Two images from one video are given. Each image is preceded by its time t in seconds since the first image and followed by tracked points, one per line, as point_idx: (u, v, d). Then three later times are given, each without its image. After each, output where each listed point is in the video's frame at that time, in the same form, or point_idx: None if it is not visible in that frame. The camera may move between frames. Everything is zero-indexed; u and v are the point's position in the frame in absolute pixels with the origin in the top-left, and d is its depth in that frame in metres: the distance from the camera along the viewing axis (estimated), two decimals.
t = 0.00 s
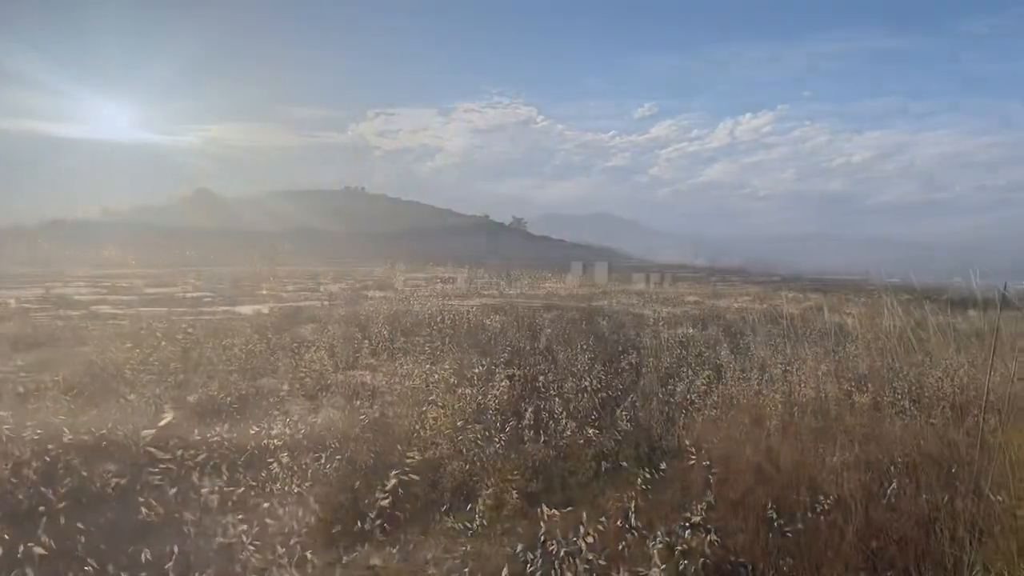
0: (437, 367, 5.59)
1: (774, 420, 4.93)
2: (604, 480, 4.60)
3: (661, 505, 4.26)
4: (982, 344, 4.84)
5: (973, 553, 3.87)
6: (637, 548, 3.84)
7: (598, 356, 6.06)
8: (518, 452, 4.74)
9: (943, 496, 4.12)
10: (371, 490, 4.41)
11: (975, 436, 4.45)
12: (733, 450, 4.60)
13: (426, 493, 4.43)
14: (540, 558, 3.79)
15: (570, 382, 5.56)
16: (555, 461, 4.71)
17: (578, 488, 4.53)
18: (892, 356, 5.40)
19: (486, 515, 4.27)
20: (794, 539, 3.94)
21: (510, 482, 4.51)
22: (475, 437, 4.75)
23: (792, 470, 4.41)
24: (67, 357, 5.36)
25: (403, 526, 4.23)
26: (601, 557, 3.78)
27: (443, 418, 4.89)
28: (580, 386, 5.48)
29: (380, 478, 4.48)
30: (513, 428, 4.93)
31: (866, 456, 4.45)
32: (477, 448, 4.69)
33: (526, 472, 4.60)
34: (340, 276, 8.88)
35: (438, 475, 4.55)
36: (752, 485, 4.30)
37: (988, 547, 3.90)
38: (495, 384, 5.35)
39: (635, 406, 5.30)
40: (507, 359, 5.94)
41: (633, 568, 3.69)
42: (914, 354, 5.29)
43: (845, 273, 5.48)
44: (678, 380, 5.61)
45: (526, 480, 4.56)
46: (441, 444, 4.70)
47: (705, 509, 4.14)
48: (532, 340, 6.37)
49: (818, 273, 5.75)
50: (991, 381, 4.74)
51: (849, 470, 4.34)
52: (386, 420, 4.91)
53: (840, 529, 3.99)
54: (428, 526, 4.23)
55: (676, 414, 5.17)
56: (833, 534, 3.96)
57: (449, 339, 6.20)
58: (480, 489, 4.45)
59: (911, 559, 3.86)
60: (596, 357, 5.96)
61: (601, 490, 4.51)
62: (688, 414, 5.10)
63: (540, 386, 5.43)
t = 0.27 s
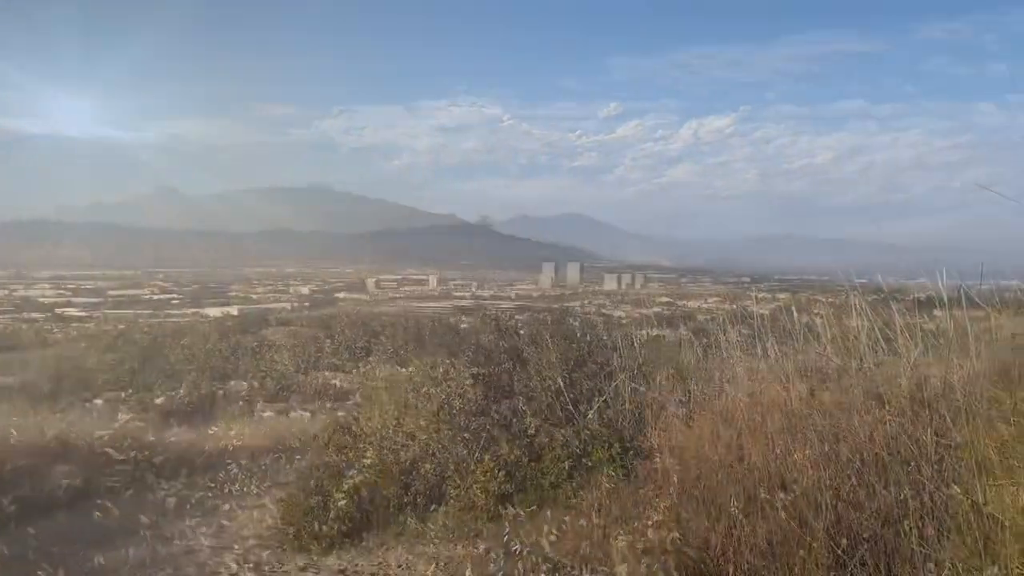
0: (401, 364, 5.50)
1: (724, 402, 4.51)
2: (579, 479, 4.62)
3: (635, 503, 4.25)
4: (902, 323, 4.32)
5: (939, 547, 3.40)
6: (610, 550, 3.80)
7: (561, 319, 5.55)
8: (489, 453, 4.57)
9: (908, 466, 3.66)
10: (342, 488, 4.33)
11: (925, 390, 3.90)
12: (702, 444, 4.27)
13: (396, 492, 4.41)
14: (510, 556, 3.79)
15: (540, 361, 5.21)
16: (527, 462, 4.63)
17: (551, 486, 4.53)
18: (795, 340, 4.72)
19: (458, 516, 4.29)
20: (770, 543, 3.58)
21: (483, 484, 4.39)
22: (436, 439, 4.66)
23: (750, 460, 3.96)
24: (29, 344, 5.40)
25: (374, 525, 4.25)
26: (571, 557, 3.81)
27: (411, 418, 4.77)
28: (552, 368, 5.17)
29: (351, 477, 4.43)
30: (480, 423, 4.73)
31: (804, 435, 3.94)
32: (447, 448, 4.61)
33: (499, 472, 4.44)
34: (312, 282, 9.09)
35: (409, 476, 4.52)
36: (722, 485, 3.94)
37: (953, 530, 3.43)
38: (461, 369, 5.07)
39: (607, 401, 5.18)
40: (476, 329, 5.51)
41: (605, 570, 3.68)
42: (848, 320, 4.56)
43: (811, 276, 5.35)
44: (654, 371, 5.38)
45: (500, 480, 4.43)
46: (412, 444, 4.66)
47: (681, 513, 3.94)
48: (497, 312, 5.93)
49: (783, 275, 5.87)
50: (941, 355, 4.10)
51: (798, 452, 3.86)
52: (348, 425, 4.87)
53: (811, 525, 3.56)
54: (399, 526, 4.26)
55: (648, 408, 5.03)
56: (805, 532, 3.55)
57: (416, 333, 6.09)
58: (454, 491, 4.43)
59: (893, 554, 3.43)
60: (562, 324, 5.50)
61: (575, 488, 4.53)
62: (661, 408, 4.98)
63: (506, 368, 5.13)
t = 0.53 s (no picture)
0: (368, 367, 5.38)
1: (695, 406, 4.62)
2: (551, 482, 4.63)
3: (606, 506, 4.27)
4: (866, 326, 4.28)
5: (905, 546, 3.38)
6: (579, 553, 3.84)
7: (532, 322, 5.48)
8: (461, 458, 4.61)
9: (875, 467, 3.68)
10: (312, 492, 4.60)
11: (889, 391, 3.91)
12: (673, 448, 4.40)
13: (368, 496, 4.60)
14: (471, 556, 4.02)
15: (512, 363, 5.18)
16: (499, 467, 4.71)
17: (523, 490, 4.63)
18: (763, 345, 4.76)
19: (429, 520, 4.49)
20: (739, 543, 3.62)
21: (455, 490, 4.45)
22: (407, 446, 4.64)
23: (720, 463, 4.01)
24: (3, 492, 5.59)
25: (345, 527, 4.59)
26: (543, 560, 3.90)
27: (381, 423, 4.75)
28: (524, 371, 5.10)
29: (319, 481, 4.68)
30: (451, 426, 4.76)
31: (773, 437, 3.93)
32: (420, 453, 4.65)
33: (470, 478, 4.50)
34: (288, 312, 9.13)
35: (382, 481, 4.67)
36: (693, 487, 4.01)
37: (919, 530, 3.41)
38: (425, 367, 4.92)
39: (578, 404, 5.10)
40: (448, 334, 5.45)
41: (575, 569, 3.78)
42: (816, 324, 4.55)
43: (780, 277, 5.24)
44: (625, 376, 5.36)
45: (472, 485, 4.51)
46: (383, 450, 4.67)
47: (652, 516, 4.01)
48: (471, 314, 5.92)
49: (754, 279, 5.83)
50: (906, 357, 4.08)
51: (767, 454, 3.87)
52: (318, 431, 5.01)
53: (780, 527, 3.59)
54: (370, 529, 4.55)
55: (627, 413, 5.06)
56: (773, 533, 3.58)
57: (386, 337, 5.98)
58: (425, 495, 4.60)
59: (860, 554, 3.43)
60: (534, 327, 5.44)
61: (547, 491, 4.59)
62: (634, 414, 5.02)
63: (479, 372, 5.22)
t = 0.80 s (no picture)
0: (341, 374, 5.36)
1: (667, 410, 4.69)
2: (524, 488, 4.63)
3: (579, 511, 4.29)
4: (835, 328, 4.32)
5: (872, 547, 3.36)
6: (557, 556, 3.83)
7: (504, 327, 5.46)
8: (434, 465, 4.62)
9: (842, 470, 3.62)
10: (282, 503, 4.67)
11: (857, 395, 3.96)
12: (645, 453, 4.47)
13: (340, 504, 4.65)
14: (444, 565, 4.09)
15: (484, 369, 5.16)
16: (472, 473, 4.71)
17: (495, 496, 4.63)
18: (736, 351, 4.77)
19: (402, 528, 4.56)
20: (709, 546, 3.67)
21: (428, 496, 4.46)
22: (383, 451, 4.65)
23: (692, 467, 4.08)
24: None
25: (316, 535, 4.68)
26: (516, 566, 3.93)
27: (353, 430, 4.76)
28: (497, 377, 5.10)
29: (289, 490, 4.75)
30: (424, 433, 4.74)
31: (744, 441, 3.96)
32: (392, 461, 4.64)
33: (443, 485, 4.50)
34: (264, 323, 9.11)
35: (354, 488, 4.72)
36: (664, 491, 4.07)
37: (887, 532, 3.39)
38: (398, 373, 4.90)
39: (551, 409, 5.09)
40: (420, 340, 5.41)
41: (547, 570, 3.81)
42: (787, 329, 4.60)
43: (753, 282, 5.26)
44: (598, 380, 5.35)
45: (446, 492, 4.52)
46: (356, 456, 4.69)
47: (625, 521, 4.05)
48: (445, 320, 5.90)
49: (729, 283, 5.85)
50: (874, 361, 4.12)
51: (738, 458, 3.92)
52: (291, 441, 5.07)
53: (749, 529, 3.62)
54: (341, 537, 4.64)
55: (599, 417, 5.06)
56: (743, 536, 3.62)
57: (359, 344, 5.94)
58: (398, 503, 4.64)
59: (828, 556, 3.42)
60: (507, 332, 5.41)
61: (518, 499, 4.56)
62: (606, 417, 5.05)
63: (453, 378, 5.19)
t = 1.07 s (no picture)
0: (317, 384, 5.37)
1: (642, 417, 4.73)
2: (499, 496, 4.61)
3: (554, 519, 4.28)
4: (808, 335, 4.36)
5: (845, 552, 3.39)
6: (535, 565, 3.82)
7: (480, 334, 5.44)
8: (409, 474, 4.59)
9: (814, 475, 3.65)
10: (255, 512, 4.72)
11: (829, 400, 3.94)
12: (621, 459, 4.52)
13: (314, 514, 4.64)
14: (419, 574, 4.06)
15: (460, 377, 5.15)
16: (447, 481, 4.72)
17: (471, 505, 4.60)
18: (710, 356, 4.85)
19: (377, 537, 4.54)
20: (684, 553, 3.70)
21: (402, 506, 4.42)
22: (357, 460, 4.61)
23: (667, 474, 4.11)
24: None
25: (289, 545, 4.71)
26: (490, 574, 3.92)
27: (327, 438, 4.73)
28: (472, 385, 5.08)
29: (264, 499, 4.79)
30: (399, 441, 4.72)
31: (717, 446, 3.98)
32: (367, 470, 4.61)
33: (417, 494, 4.47)
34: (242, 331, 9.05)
35: (328, 497, 4.70)
36: (639, 497, 4.12)
37: (858, 537, 3.41)
38: (374, 381, 4.90)
39: (527, 416, 5.10)
40: (396, 348, 5.40)
41: None
42: (761, 336, 4.68)
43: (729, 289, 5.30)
44: (574, 386, 5.38)
45: (421, 501, 4.49)
46: (329, 467, 4.66)
47: (600, 527, 4.08)
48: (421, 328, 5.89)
49: (704, 291, 5.88)
50: (845, 366, 4.17)
51: (711, 465, 3.94)
52: (265, 451, 5.05)
53: (722, 535, 3.64)
54: (315, 547, 4.64)
55: (576, 425, 5.10)
56: (718, 542, 3.64)
57: (334, 354, 5.91)
58: (372, 512, 4.60)
59: (801, 561, 3.45)
60: (483, 339, 5.40)
61: (495, 505, 4.57)
62: (581, 424, 5.09)
63: (428, 386, 5.19)
